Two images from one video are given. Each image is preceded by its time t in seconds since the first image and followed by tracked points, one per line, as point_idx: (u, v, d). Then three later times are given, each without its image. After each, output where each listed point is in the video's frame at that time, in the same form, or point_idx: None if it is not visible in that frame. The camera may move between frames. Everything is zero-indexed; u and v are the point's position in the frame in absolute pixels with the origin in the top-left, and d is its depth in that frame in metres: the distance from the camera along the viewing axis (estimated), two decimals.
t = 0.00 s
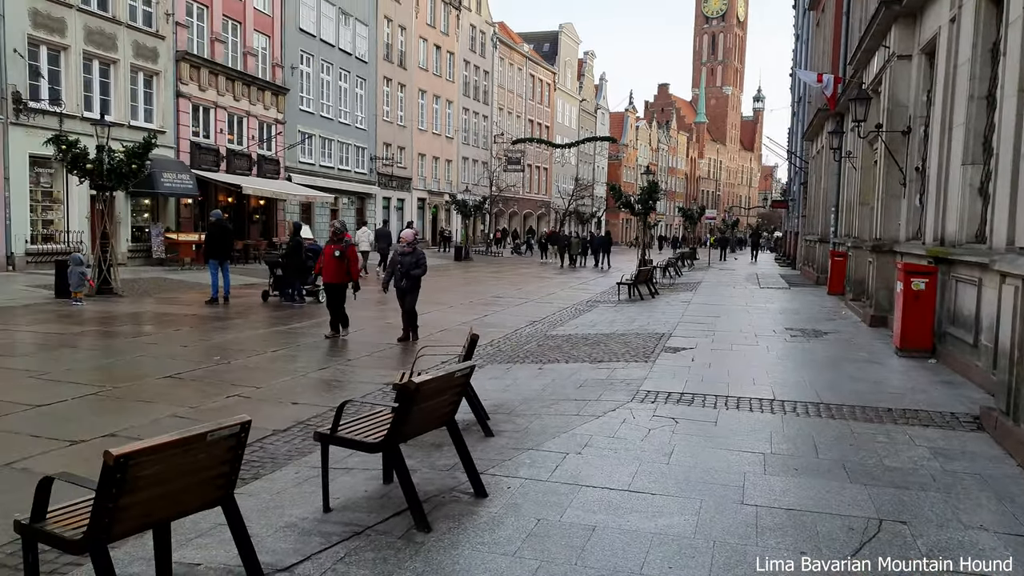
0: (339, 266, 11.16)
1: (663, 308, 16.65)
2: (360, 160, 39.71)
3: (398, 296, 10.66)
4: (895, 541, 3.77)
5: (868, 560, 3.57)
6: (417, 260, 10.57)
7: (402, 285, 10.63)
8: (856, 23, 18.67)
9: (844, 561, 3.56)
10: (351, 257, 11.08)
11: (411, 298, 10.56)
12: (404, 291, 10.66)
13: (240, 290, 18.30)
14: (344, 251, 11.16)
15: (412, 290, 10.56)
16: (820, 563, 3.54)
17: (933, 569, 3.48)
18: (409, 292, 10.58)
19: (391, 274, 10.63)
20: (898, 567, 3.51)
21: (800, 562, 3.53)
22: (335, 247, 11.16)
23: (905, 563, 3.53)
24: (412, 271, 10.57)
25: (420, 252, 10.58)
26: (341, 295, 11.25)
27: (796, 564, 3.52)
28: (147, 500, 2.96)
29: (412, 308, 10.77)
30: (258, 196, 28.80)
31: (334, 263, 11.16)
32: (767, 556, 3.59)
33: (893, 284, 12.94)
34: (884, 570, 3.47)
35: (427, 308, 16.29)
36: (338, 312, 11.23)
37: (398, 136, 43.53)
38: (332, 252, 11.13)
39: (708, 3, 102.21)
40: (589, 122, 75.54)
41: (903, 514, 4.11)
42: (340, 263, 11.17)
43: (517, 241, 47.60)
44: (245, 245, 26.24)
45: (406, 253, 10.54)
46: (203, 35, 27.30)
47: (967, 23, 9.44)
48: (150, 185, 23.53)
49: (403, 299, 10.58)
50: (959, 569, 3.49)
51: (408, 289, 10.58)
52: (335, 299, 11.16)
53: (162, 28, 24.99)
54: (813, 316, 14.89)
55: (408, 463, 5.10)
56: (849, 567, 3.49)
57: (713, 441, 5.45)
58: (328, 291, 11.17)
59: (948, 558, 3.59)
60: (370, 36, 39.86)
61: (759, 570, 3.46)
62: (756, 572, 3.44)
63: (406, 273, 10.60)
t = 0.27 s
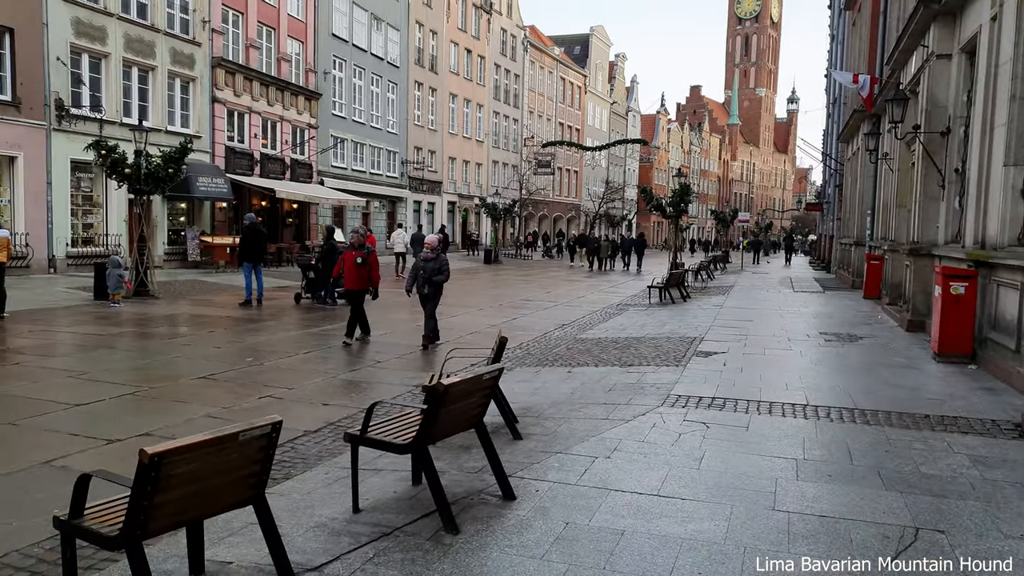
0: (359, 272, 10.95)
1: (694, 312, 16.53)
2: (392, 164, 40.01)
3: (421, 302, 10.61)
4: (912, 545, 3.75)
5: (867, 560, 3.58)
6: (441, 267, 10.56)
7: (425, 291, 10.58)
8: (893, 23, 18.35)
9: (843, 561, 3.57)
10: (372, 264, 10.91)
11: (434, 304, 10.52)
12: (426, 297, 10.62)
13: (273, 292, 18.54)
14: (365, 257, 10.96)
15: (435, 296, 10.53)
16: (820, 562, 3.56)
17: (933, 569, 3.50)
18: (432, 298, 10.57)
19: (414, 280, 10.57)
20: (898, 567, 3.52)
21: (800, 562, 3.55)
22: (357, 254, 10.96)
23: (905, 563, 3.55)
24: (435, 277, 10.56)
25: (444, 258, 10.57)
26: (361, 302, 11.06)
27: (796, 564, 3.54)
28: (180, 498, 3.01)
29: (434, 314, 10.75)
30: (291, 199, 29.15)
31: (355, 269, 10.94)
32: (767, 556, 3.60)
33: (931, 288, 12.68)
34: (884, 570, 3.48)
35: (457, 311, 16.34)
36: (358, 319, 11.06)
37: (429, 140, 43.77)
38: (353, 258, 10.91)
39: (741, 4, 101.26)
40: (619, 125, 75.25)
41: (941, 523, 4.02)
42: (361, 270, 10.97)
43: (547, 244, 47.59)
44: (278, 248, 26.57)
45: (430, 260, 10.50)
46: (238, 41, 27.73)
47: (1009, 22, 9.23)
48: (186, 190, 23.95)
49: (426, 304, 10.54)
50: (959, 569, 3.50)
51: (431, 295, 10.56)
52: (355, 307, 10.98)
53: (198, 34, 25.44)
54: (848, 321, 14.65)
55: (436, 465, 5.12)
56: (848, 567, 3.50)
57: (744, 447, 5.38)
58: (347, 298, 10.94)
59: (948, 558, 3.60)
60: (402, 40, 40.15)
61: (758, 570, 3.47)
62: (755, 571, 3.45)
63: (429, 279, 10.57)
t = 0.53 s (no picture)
0: (371, 272, 10.89)
1: (717, 316, 16.42)
2: (415, 168, 40.20)
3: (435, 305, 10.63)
4: (921, 547, 3.75)
5: (867, 560, 3.61)
6: (455, 269, 10.60)
7: (440, 294, 10.60)
8: (921, 23, 18.13)
9: (844, 561, 3.60)
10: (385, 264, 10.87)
11: (448, 307, 10.56)
12: (441, 300, 10.66)
13: (297, 295, 18.70)
14: (378, 257, 10.91)
15: (450, 299, 10.58)
16: (820, 562, 3.59)
17: (933, 569, 3.52)
18: (446, 301, 10.61)
19: (429, 283, 10.58)
20: (897, 567, 3.55)
21: (800, 562, 3.58)
22: (369, 254, 10.91)
23: (904, 563, 3.58)
24: (450, 280, 10.59)
25: (458, 260, 10.60)
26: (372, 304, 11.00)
27: (796, 564, 3.57)
28: (202, 499, 3.05)
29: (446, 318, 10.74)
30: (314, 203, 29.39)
31: (367, 269, 10.88)
32: (766, 556, 3.64)
33: (958, 293, 12.49)
34: (884, 570, 3.51)
35: (479, 314, 16.37)
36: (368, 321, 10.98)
37: (452, 144, 43.93)
38: (365, 258, 10.86)
39: (766, 5, 100.55)
40: (643, 128, 74.99)
41: (966, 531, 3.96)
42: (373, 270, 10.91)
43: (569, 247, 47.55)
44: (301, 252, 26.79)
45: (445, 262, 10.53)
46: (263, 47, 28.04)
47: None
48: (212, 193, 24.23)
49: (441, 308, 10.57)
50: (958, 569, 3.53)
51: (446, 298, 10.61)
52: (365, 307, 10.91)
53: (224, 40, 25.75)
54: (874, 325, 14.48)
55: (456, 468, 5.14)
56: (849, 568, 3.53)
57: (766, 452, 5.34)
58: (358, 298, 10.87)
59: (944, 557, 3.64)
60: (425, 45, 40.35)
61: (758, 570, 3.50)
62: (755, 572, 3.48)
63: (444, 282, 10.60)
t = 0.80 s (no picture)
0: (375, 277, 10.66)
1: (733, 319, 16.34)
2: (431, 170, 40.33)
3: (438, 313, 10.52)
4: (927, 549, 3.74)
5: (867, 560, 3.63)
6: (458, 273, 10.42)
7: (444, 301, 10.50)
8: (941, 25, 18.00)
9: (843, 561, 3.61)
10: (389, 268, 10.62)
11: (454, 313, 10.49)
12: (444, 305, 10.57)
13: (313, 297, 18.81)
14: (381, 261, 10.63)
15: (453, 305, 10.49)
16: (819, 562, 3.60)
17: (933, 569, 3.53)
18: (450, 307, 10.52)
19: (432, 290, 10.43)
20: (897, 567, 3.56)
21: (800, 562, 3.59)
22: (372, 259, 10.62)
23: (904, 563, 3.59)
24: (453, 286, 10.44)
25: (462, 265, 10.39)
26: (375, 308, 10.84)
27: (796, 563, 3.58)
28: (219, 497, 3.08)
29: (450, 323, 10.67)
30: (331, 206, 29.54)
31: (371, 274, 10.65)
32: (767, 556, 3.65)
33: (978, 295, 12.35)
34: (884, 570, 3.52)
35: (494, 316, 16.38)
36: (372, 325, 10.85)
37: (467, 146, 44.02)
38: (368, 263, 10.59)
39: (784, 7, 100.04)
40: (659, 130, 74.80)
41: (985, 535, 3.92)
42: (376, 275, 10.68)
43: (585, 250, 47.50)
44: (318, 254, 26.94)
45: (448, 267, 10.34)
46: (280, 50, 28.25)
47: None
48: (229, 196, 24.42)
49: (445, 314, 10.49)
50: (958, 569, 3.53)
51: (449, 304, 10.52)
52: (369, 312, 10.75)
53: (242, 44, 25.95)
54: (893, 328, 14.36)
55: (471, 469, 5.15)
56: (848, 567, 3.54)
57: (782, 455, 5.31)
58: (362, 304, 10.67)
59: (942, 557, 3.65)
60: (441, 47, 40.48)
61: (758, 570, 3.51)
62: (755, 572, 3.49)
63: (447, 288, 10.45)
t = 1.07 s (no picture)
0: (374, 277, 10.51)
1: (747, 321, 16.26)
2: (444, 173, 40.43)
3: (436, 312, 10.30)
4: (932, 550, 3.75)
5: (869, 560, 3.64)
6: (456, 272, 10.19)
7: (441, 299, 10.25)
8: (958, 25, 17.86)
9: (845, 561, 3.62)
10: (389, 267, 10.47)
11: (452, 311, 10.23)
12: (442, 305, 10.35)
13: (327, 299, 18.91)
14: (381, 260, 10.49)
15: (451, 303, 10.25)
16: (820, 562, 3.61)
17: (932, 569, 3.54)
18: (448, 306, 10.28)
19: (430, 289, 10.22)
20: (899, 567, 3.57)
21: (801, 562, 3.60)
22: (371, 258, 10.50)
23: (907, 564, 3.59)
24: (451, 284, 10.21)
25: (460, 263, 10.18)
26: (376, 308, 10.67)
27: (796, 564, 3.59)
28: (234, 496, 3.11)
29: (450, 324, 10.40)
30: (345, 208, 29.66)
31: (370, 273, 10.50)
32: (768, 556, 3.66)
33: (996, 298, 12.24)
34: (884, 570, 3.54)
35: (508, 318, 16.40)
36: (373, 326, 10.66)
37: (481, 148, 44.10)
38: (368, 261, 10.46)
39: (799, 8, 99.61)
40: (673, 132, 74.63)
41: (1000, 539, 3.89)
42: (376, 274, 10.53)
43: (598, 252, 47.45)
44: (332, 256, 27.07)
45: (446, 265, 10.14)
46: (295, 53, 28.42)
47: None
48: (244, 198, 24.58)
49: (443, 313, 10.26)
50: (957, 569, 3.55)
51: (447, 302, 10.28)
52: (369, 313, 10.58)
53: (257, 47, 26.14)
54: (909, 331, 14.24)
55: (484, 470, 5.17)
56: (849, 567, 3.55)
57: (797, 458, 5.29)
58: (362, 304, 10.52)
59: (946, 558, 3.65)
60: (455, 50, 40.59)
61: (759, 570, 3.53)
62: (755, 572, 3.51)
63: (445, 286, 10.23)
